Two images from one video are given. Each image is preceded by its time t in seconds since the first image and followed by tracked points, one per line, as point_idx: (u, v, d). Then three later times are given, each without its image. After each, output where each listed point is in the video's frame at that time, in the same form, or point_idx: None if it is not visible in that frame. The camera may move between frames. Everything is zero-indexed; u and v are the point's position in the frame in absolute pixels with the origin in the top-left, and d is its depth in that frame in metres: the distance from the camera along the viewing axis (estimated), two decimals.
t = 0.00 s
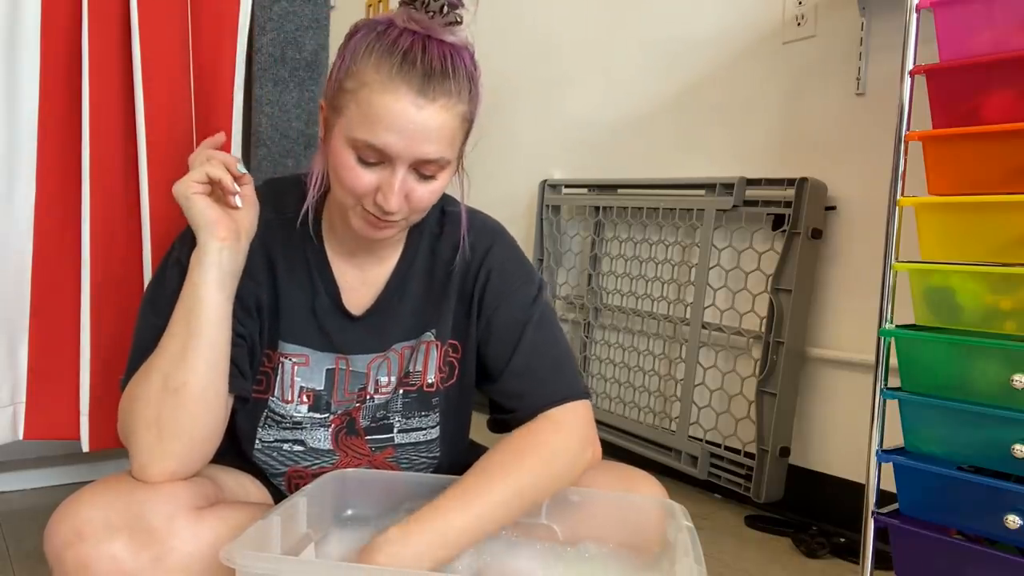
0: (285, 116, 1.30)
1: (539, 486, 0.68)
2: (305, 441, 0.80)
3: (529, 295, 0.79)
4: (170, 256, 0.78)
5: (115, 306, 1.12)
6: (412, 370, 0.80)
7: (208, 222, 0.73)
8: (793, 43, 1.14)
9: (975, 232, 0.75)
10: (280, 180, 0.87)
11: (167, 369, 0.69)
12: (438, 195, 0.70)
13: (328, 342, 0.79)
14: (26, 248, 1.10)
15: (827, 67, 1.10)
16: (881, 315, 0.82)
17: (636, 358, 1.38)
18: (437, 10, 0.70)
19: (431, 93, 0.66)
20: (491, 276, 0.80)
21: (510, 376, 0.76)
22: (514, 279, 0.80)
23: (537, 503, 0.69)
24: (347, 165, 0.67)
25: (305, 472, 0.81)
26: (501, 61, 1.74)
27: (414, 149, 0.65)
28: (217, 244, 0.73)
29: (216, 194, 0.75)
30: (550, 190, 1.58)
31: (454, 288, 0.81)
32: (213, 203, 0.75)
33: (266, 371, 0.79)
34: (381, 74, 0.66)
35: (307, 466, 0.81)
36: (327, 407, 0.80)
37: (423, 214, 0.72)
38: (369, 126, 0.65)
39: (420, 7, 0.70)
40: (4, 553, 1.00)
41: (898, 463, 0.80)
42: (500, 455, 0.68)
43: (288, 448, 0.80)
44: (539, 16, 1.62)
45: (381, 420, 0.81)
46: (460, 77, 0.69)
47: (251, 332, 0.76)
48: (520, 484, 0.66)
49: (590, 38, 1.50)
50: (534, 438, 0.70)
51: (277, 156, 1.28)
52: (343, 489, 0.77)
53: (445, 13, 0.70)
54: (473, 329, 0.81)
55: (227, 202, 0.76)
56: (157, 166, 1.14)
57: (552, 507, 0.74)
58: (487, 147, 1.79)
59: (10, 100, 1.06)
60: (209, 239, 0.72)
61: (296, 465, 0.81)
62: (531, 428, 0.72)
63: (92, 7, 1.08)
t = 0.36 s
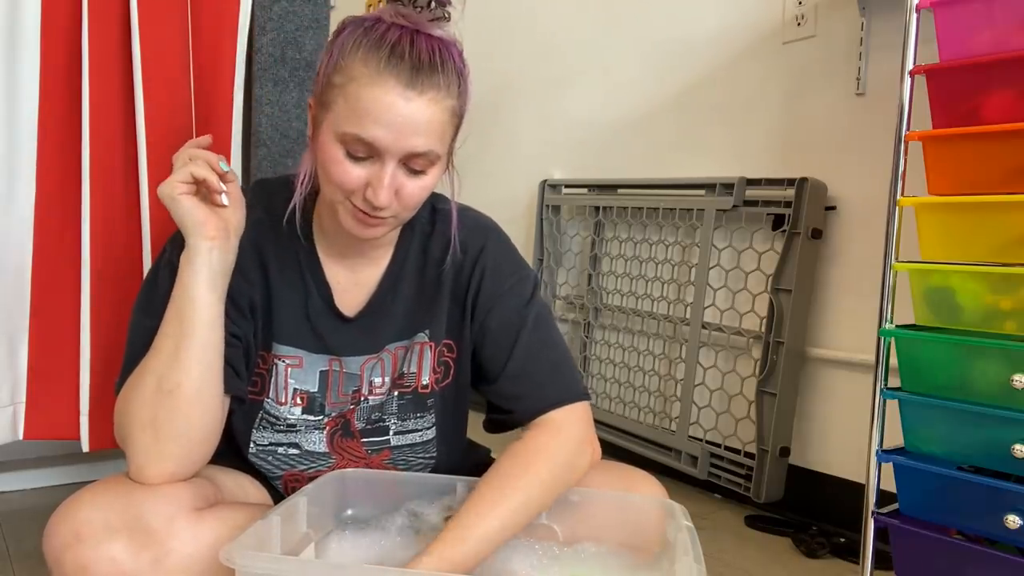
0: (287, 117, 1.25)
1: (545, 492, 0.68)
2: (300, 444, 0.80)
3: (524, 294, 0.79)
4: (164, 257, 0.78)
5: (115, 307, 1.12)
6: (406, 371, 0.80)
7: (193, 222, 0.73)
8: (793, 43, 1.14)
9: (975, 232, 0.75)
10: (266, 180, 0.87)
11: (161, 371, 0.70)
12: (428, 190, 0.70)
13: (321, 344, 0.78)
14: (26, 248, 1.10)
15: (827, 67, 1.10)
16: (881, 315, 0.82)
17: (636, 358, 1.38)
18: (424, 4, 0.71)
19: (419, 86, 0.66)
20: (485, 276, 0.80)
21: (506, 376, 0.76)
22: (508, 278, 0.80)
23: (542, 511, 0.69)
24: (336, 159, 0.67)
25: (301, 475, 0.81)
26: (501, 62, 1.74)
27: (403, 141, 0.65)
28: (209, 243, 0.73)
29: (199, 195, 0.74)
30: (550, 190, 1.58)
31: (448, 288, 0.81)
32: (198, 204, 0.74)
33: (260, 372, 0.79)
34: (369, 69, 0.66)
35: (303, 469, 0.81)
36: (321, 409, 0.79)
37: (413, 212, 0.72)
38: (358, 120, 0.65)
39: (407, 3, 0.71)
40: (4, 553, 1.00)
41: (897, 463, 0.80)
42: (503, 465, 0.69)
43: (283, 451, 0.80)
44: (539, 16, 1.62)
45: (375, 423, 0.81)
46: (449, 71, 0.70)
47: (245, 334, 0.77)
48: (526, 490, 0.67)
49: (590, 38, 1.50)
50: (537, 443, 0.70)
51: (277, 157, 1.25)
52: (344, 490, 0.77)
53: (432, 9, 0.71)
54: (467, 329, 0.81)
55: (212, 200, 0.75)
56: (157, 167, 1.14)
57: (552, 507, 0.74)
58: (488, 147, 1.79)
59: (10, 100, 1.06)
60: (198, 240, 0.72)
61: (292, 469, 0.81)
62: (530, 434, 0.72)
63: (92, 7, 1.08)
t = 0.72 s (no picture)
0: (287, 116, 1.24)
1: (548, 493, 0.68)
2: (299, 443, 0.80)
3: (520, 292, 0.79)
4: (161, 258, 0.78)
5: (115, 306, 1.12)
6: (403, 369, 0.80)
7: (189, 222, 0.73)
8: (793, 43, 1.14)
9: (975, 232, 0.75)
10: (260, 181, 0.87)
11: (159, 371, 0.69)
12: (417, 182, 0.70)
13: (317, 342, 0.78)
14: (26, 248, 1.10)
15: (827, 67, 1.10)
16: (881, 315, 0.82)
17: (636, 358, 1.38)
18: None
19: (406, 75, 0.67)
20: (481, 274, 0.80)
21: (503, 376, 0.76)
22: (504, 276, 0.80)
23: (544, 512, 0.69)
24: (324, 150, 0.67)
25: (300, 475, 0.81)
26: (501, 62, 1.74)
27: (391, 130, 0.66)
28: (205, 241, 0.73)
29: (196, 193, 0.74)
30: (550, 190, 1.58)
31: (445, 286, 0.81)
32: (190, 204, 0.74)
33: (257, 372, 0.79)
34: (355, 59, 0.67)
35: (303, 468, 0.81)
36: (319, 408, 0.79)
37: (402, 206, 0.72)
38: (347, 110, 0.65)
39: None
40: (4, 553, 1.00)
41: (898, 463, 0.80)
42: (504, 466, 0.69)
43: (282, 451, 0.80)
44: (539, 16, 1.62)
45: (373, 420, 0.80)
46: (436, 60, 0.70)
47: (242, 333, 0.77)
48: (529, 492, 0.66)
49: (590, 38, 1.50)
50: (537, 443, 0.70)
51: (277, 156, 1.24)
52: (344, 489, 0.77)
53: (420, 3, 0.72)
54: (463, 328, 0.81)
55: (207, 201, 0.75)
56: (157, 167, 1.14)
57: (552, 507, 0.74)
58: (488, 147, 1.79)
59: (10, 100, 1.06)
60: (192, 239, 0.72)
61: (291, 468, 0.81)
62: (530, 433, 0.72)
63: (92, 7, 1.08)
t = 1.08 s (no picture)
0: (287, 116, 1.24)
1: (546, 493, 0.68)
2: (299, 444, 0.80)
3: (521, 291, 0.79)
4: (160, 258, 0.78)
5: (115, 306, 1.12)
6: (404, 369, 0.80)
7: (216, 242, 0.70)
8: (793, 43, 1.14)
9: (975, 233, 0.75)
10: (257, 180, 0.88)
11: (164, 375, 0.69)
12: (404, 148, 0.72)
13: (316, 342, 0.78)
14: (26, 249, 1.10)
15: (827, 67, 1.10)
16: (881, 315, 0.82)
17: (636, 358, 1.38)
18: None
19: (380, 39, 0.71)
20: (482, 274, 0.80)
21: (503, 376, 0.76)
22: (505, 276, 0.80)
23: (543, 512, 0.69)
24: (309, 119, 0.70)
25: (301, 475, 0.81)
26: (501, 62, 1.74)
27: (369, 86, 0.69)
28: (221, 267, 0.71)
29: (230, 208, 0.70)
30: (550, 190, 1.58)
31: (444, 286, 0.81)
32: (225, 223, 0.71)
33: (256, 374, 0.79)
34: (334, 31, 0.72)
35: (303, 469, 0.81)
36: (319, 409, 0.79)
37: (394, 184, 0.73)
38: (327, 72, 0.70)
39: None
40: (4, 553, 1.00)
41: (898, 463, 0.80)
42: (504, 465, 0.69)
43: (282, 451, 0.80)
44: (539, 16, 1.62)
45: (374, 420, 0.80)
46: (411, 30, 0.74)
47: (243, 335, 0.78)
48: (527, 492, 0.66)
49: (590, 38, 1.50)
50: (537, 443, 0.70)
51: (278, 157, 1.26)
52: (345, 489, 0.77)
53: None
54: (463, 327, 0.81)
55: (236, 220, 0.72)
56: (157, 167, 1.14)
57: (552, 507, 0.74)
58: (488, 148, 1.79)
59: (10, 100, 1.06)
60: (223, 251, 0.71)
61: (292, 469, 0.81)
62: (530, 433, 0.72)
63: (92, 7, 1.08)
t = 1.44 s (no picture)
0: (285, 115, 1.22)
1: (541, 493, 0.68)
2: (296, 446, 0.80)
3: (517, 290, 0.79)
4: (158, 258, 0.78)
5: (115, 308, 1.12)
6: (400, 369, 0.80)
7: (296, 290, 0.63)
8: (793, 43, 1.14)
9: (975, 233, 0.75)
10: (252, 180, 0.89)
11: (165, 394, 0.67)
12: (393, 139, 0.71)
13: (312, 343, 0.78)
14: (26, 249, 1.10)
15: (827, 67, 1.10)
16: (881, 315, 0.82)
17: (636, 358, 1.38)
18: None
19: (366, 34, 0.72)
20: (477, 273, 0.80)
21: (502, 376, 0.76)
22: (499, 273, 0.80)
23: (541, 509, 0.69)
24: (297, 116, 0.71)
25: (299, 478, 0.81)
26: (501, 62, 1.74)
27: (354, 79, 0.70)
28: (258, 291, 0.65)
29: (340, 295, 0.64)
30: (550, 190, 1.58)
31: (440, 285, 0.81)
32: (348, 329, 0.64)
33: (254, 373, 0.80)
34: (319, 29, 0.72)
35: (301, 472, 0.81)
36: (315, 410, 0.79)
37: (385, 177, 0.73)
38: (312, 69, 0.71)
39: None
40: (5, 553, 1.00)
41: (897, 463, 0.80)
42: (502, 462, 0.69)
43: (279, 454, 0.80)
44: (539, 16, 1.62)
45: (370, 421, 0.80)
46: (398, 26, 0.74)
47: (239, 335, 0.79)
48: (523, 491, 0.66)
49: (590, 38, 1.50)
50: (534, 443, 0.70)
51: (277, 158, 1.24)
52: (344, 489, 0.76)
53: None
54: (460, 328, 0.81)
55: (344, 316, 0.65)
56: (157, 167, 1.14)
57: (552, 507, 0.74)
58: (488, 148, 1.79)
59: (11, 100, 1.06)
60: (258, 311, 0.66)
61: (289, 471, 0.80)
62: (527, 433, 0.72)
63: (92, 7, 1.08)
